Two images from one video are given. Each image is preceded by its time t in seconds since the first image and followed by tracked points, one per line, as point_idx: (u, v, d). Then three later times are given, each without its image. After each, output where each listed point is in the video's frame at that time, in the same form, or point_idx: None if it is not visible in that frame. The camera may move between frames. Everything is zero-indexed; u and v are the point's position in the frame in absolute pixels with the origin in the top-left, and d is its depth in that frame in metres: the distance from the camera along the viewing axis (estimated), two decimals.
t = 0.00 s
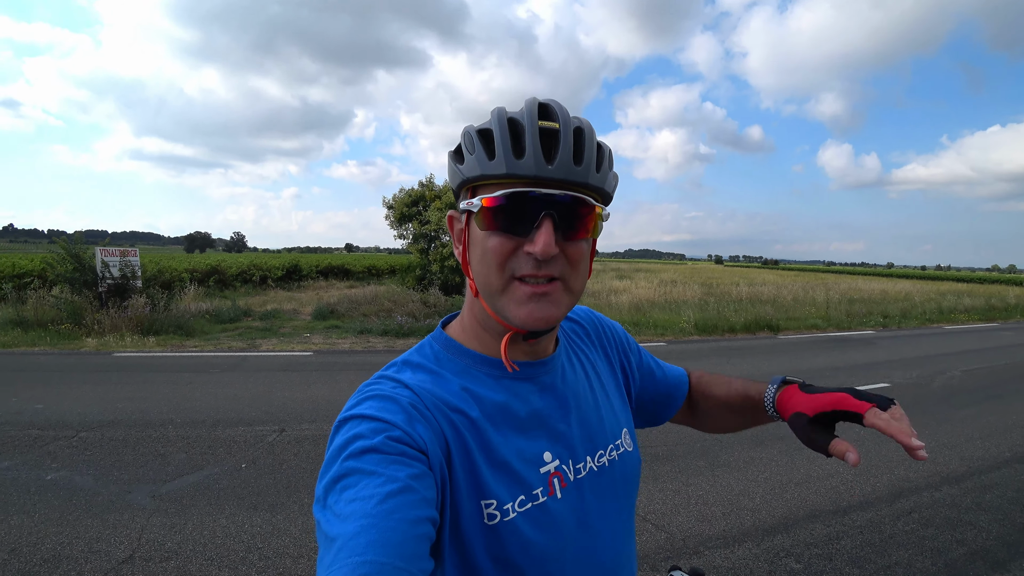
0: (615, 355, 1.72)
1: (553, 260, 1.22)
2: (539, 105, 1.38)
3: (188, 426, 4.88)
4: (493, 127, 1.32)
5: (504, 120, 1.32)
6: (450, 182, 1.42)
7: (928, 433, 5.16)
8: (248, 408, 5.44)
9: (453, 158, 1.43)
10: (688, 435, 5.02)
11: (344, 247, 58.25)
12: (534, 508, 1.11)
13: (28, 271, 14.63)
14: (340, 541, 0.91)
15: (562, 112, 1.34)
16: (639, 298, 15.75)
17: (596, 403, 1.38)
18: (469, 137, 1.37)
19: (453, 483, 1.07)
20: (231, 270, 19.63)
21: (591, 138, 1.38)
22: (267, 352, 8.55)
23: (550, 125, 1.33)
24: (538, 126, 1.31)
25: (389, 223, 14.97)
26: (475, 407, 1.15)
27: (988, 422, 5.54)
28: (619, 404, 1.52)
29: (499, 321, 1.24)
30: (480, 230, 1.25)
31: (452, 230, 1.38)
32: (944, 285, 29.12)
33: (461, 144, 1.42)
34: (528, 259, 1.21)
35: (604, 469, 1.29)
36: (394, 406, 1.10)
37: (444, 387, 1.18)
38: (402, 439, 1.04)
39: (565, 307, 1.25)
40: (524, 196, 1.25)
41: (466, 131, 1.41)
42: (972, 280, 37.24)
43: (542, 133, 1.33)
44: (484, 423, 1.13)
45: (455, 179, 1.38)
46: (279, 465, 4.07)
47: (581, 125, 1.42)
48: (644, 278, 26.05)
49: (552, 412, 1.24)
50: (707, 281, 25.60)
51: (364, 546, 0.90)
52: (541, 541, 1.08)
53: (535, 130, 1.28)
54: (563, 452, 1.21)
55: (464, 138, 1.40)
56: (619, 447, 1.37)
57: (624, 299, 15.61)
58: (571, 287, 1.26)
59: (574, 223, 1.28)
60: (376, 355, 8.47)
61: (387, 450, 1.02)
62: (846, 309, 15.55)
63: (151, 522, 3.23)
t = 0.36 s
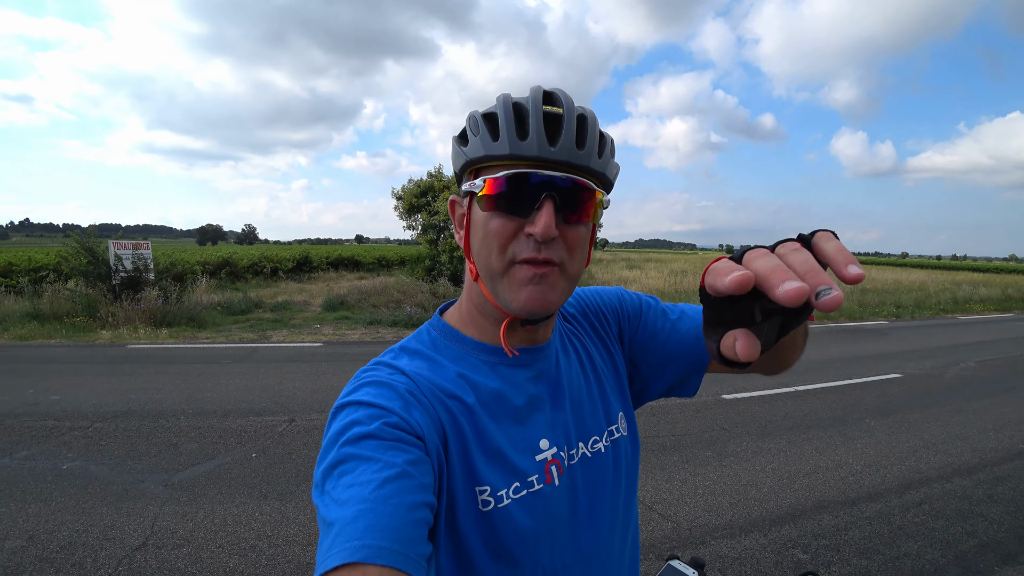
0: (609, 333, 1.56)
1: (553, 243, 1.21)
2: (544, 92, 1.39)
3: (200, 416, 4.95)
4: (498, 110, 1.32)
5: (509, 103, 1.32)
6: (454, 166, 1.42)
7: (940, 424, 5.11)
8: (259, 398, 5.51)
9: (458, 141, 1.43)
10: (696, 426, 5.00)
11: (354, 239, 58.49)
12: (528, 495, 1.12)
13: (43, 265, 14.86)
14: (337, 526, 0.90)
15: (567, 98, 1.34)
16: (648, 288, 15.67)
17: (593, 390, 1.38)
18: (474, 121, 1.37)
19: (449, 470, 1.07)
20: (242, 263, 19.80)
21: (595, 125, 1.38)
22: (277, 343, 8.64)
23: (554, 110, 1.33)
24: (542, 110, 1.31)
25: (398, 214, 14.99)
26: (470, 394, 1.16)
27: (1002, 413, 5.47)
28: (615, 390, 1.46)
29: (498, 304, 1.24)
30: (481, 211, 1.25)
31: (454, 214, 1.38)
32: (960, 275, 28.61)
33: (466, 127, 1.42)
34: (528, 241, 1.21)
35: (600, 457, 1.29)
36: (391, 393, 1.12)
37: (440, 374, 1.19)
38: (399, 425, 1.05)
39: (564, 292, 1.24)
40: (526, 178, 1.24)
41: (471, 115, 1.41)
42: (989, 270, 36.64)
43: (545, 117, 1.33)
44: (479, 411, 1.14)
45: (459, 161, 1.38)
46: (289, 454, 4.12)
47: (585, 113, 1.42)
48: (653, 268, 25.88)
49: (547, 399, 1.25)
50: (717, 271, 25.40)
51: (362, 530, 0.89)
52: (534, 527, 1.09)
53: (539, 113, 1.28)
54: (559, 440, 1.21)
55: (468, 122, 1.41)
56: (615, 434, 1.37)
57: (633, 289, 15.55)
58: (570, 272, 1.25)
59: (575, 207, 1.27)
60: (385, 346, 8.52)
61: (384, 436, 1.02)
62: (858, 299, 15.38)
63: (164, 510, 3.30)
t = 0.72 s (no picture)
0: (625, 321, 1.56)
1: (545, 234, 1.23)
2: (513, 76, 1.36)
3: (210, 413, 5.01)
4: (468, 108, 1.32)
5: (479, 98, 1.32)
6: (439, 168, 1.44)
7: (950, 420, 5.07)
8: (268, 395, 5.56)
9: (438, 144, 1.44)
10: (703, 422, 4.99)
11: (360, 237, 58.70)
12: (540, 481, 1.14)
13: (55, 265, 15.04)
14: (351, 510, 0.93)
15: (537, 81, 1.31)
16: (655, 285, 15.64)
17: (605, 377, 1.39)
18: (449, 121, 1.37)
19: (461, 455, 1.09)
20: (250, 262, 19.95)
21: (570, 102, 1.35)
22: (286, 341, 8.71)
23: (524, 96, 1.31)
24: (511, 99, 1.29)
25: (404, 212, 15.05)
26: (482, 381, 1.17)
27: (1013, 409, 5.42)
28: (626, 376, 1.46)
29: (500, 299, 1.27)
30: (470, 212, 1.27)
31: (448, 214, 1.40)
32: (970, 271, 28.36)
33: (444, 128, 1.43)
34: (520, 236, 1.23)
35: (611, 444, 1.31)
36: (403, 380, 1.13)
37: (451, 361, 1.21)
38: (412, 411, 1.07)
39: (566, 278, 1.26)
40: (507, 172, 1.24)
41: (446, 115, 1.41)
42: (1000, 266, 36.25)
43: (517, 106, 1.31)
44: (491, 398, 1.15)
45: (442, 164, 1.40)
46: (298, 450, 4.16)
47: (560, 91, 1.39)
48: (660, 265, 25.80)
49: (558, 387, 1.26)
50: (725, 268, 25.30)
51: (374, 514, 0.90)
52: (545, 513, 1.12)
53: (507, 104, 1.27)
54: (570, 427, 1.23)
55: (445, 121, 1.41)
56: (626, 422, 1.38)
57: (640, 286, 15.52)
58: (568, 258, 1.26)
59: (563, 194, 1.28)
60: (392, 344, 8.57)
61: (396, 422, 1.04)
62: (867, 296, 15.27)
63: (175, 504, 3.34)
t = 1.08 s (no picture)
0: (625, 326, 1.56)
1: (551, 240, 1.23)
2: (521, 80, 1.37)
3: (212, 417, 5.01)
4: (477, 111, 1.32)
5: (487, 101, 1.32)
6: (443, 170, 1.43)
7: (954, 416, 5.05)
8: (271, 398, 5.57)
9: (444, 146, 1.44)
10: (706, 420, 4.98)
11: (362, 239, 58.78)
12: (539, 487, 1.14)
13: (58, 271, 15.07)
14: (350, 512, 0.93)
15: (547, 87, 1.32)
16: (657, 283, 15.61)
17: (605, 382, 1.38)
18: (456, 124, 1.37)
19: (461, 459, 1.09)
20: (252, 265, 19.99)
21: (578, 108, 1.36)
22: (288, 344, 8.72)
23: (533, 101, 1.31)
24: (520, 104, 1.30)
25: (405, 213, 15.07)
26: (482, 384, 1.17)
27: (1017, 405, 5.40)
28: (626, 380, 1.45)
29: (504, 304, 1.25)
30: (476, 215, 1.26)
31: (452, 215, 1.39)
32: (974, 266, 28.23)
33: (450, 130, 1.42)
34: (526, 242, 1.22)
35: (611, 450, 1.30)
36: (404, 382, 1.13)
37: (453, 363, 1.21)
38: (412, 414, 1.07)
39: (571, 284, 1.25)
40: (516, 176, 1.25)
41: (454, 116, 1.42)
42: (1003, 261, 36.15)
43: (526, 110, 1.32)
44: (491, 402, 1.15)
45: (447, 166, 1.40)
46: (301, 452, 4.17)
47: (569, 97, 1.40)
48: (662, 264, 25.76)
49: (558, 392, 1.25)
50: (727, 265, 25.25)
51: (374, 517, 0.90)
52: (545, 517, 1.12)
53: (517, 108, 1.27)
54: (571, 432, 1.22)
55: (452, 123, 1.41)
56: (626, 427, 1.38)
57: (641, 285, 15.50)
58: (574, 264, 1.26)
59: (570, 200, 1.28)
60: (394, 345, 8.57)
61: (397, 424, 1.04)
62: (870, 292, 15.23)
63: (178, 509, 3.35)
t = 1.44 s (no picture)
0: (625, 319, 1.56)
1: (559, 239, 1.22)
2: (527, 77, 1.36)
3: (215, 425, 5.01)
4: (483, 109, 1.31)
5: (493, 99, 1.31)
6: (448, 169, 1.43)
7: (956, 403, 5.06)
8: (273, 404, 5.57)
9: (449, 144, 1.43)
10: (709, 414, 4.99)
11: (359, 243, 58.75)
12: (546, 485, 1.13)
13: (56, 284, 15.05)
14: (357, 512, 0.92)
15: (553, 84, 1.32)
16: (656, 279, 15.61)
17: (610, 378, 1.38)
18: (461, 122, 1.37)
19: (468, 459, 1.09)
20: (250, 272, 19.97)
21: (586, 105, 1.35)
22: (288, 350, 8.71)
23: (540, 99, 1.31)
24: (526, 102, 1.29)
25: (402, 215, 15.06)
26: (488, 383, 1.17)
27: (1018, 390, 5.40)
28: (629, 375, 1.45)
29: (512, 303, 1.25)
30: (483, 214, 1.26)
31: (457, 214, 1.39)
32: (971, 253, 28.26)
33: (455, 127, 1.42)
34: (534, 240, 1.22)
35: (617, 446, 1.30)
36: (409, 382, 1.13)
37: (458, 363, 1.20)
38: (418, 414, 1.06)
39: (580, 282, 1.25)
40: (523, 175, 1.24)
41: (458, 114, 1.41)
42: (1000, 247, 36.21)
43: (532, 108, 1.31)
44: (497, 401, 1.15)
45: (453, 165, 1.39)
46: (304, 458, 4.17)
47: (575, 94, 1.39)
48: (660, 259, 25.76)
49: (563, 389, 1.25)
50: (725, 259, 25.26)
51: (380, 517, 0.90)
52: (552, 516, 1.11)
53: (524, 106, 1.27)
54: (577, 430, 1.22)
55: (457, 122, 1.40)
56: (631, 423, 1.38)
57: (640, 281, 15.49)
58: (582, 262, 1.26)
59: (577, 198, 1.28)
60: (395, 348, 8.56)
61: (403, 425, 1.04)
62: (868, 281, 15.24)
63: (183, 518, 3.35)
